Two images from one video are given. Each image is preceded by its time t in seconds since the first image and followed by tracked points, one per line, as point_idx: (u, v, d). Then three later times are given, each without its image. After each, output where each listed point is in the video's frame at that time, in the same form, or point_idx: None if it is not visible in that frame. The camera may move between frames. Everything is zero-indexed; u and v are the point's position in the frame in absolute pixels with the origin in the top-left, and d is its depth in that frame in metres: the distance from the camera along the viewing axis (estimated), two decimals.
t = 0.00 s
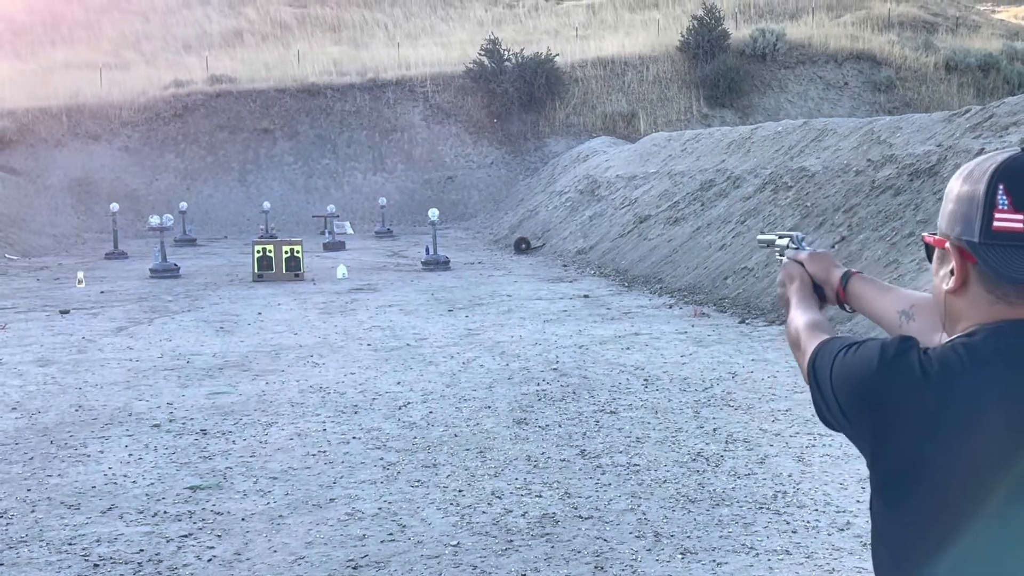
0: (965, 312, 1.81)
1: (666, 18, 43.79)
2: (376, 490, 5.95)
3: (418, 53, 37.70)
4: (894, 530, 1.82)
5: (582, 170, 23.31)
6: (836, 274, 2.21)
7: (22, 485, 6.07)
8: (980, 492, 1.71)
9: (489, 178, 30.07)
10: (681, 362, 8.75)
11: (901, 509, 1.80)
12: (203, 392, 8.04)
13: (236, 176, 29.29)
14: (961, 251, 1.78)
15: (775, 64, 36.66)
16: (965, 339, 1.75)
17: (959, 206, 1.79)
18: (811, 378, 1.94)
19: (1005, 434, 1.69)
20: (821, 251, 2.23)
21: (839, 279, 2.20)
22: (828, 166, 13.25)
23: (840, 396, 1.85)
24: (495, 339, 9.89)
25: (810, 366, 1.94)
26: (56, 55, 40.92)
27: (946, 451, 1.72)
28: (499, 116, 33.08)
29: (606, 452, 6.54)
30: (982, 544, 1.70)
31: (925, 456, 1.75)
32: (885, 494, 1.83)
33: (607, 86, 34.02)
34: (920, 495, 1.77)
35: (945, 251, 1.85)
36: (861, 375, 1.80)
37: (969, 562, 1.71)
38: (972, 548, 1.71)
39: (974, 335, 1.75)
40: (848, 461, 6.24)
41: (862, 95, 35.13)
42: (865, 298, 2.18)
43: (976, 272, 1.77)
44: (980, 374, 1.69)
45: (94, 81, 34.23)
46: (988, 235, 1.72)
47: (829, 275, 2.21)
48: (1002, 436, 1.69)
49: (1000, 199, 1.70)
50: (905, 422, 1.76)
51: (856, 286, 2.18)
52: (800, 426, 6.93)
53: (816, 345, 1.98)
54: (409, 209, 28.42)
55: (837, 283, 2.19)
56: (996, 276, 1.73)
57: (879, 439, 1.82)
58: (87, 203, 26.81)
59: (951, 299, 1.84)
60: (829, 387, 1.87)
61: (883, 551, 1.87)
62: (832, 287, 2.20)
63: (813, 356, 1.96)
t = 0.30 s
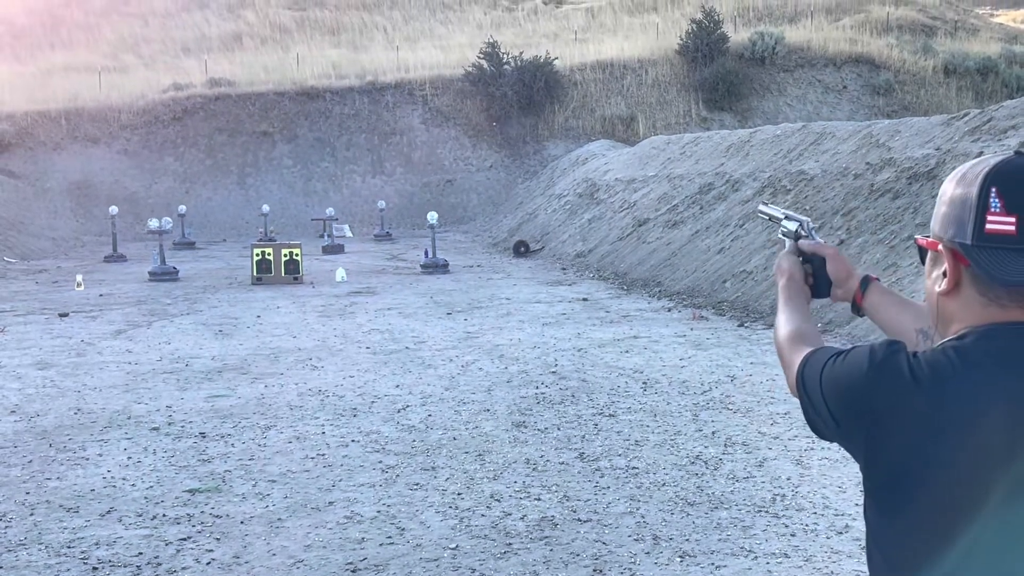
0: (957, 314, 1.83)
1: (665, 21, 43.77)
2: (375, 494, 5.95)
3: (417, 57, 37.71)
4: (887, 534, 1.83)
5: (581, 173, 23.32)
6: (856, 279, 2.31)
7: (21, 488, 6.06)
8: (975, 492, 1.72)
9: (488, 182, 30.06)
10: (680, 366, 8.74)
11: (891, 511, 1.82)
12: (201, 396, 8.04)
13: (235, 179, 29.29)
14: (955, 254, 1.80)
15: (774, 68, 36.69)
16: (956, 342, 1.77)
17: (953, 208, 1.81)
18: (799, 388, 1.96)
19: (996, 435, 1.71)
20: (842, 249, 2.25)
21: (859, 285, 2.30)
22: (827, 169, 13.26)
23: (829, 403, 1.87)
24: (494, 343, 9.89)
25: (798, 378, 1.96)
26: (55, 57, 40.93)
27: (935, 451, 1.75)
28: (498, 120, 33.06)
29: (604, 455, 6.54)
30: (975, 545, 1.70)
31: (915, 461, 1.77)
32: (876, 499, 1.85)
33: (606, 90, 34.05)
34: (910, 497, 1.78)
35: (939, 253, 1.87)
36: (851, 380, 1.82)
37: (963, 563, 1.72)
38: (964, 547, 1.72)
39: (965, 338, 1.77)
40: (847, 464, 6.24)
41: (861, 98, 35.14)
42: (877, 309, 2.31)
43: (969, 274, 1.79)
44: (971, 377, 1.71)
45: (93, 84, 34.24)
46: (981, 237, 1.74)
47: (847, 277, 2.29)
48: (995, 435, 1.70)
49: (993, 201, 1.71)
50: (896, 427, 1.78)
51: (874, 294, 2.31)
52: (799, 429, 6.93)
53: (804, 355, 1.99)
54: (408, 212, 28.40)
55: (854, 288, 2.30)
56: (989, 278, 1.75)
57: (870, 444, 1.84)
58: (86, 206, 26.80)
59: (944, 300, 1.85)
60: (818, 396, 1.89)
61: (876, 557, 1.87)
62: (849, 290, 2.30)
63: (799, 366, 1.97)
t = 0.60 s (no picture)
0: (960, 313, 1.85)
1: (664, 24, 43.77)
2: (375, 496, 5.94)
3: (416, 59, 37.74)
4: (882, 523, 1.88)
5: (580, 176, 23.34)
6: (857, 247, 2.25)
7: (20, 490, 6.07)
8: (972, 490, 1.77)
9: (487, 184, 30.08)
10: (679, 368, 8.74)
11: (888, 503, 1.87)
12: (201, 398, 8.05)
13: (235, 182, 29.29)
14: (959, 253, 1.82)
15: (773, 70, 36.58)
16: (959, 341, 1.81)
17: (958, 207, 1.82)
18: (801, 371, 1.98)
19: (996, 433, 1.75)
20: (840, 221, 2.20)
21: (860, 254, 2.24)
22: (825, 172, 13.26)
23: (833, 394, 1.89)
24: (493, 345, 9.88)
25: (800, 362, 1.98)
26: (54, 60, 40.94)
27: (936, 447, 1.79)
28: (496, 122, 33.07)
29: (603, 457, 6.54)
30: (969, 540, 1.76)
31: (914, 456, 1.81)
32: (874, 491, 1.90)
33: (604, 92, 34.09)
34: (908, 491, 1.83)
35: (942, 251, 1.89)
36: (856, 372, 1.85)
37: (955, 558, 1.78)
38: (959, 542, 1.77)
39: (968, 338, 1.80)
40: (846, 466, 6.25)
41: (860, 101, 35.16)
42: (878, 276, 2.27)
43: (974, 274, 1.81)
44: (972, 376, 1.75)
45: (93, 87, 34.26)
46: (988, 237, 1.75)
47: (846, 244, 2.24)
48: (996, 433, 1.75)
49: (999, 202, 1.73)
50: (899, 421, 1.81)
51: (875, 262, 2.26)
52: (799, 431, 6.94)
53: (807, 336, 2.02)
54: (406, 214, 28.40)
55: (855, 256, 2.24)
56: (993, 277, 1.77)
57: (870, 437, 1.87)
58: (86, 209, 26.81)
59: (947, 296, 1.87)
60: (821, 385, 1.91)
61: (872, 547, 1.93)
62: (849, 256, 2.25)
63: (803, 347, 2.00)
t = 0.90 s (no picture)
0: (965, 315, 1.87)
1: (664, 26, 43.79)
2: (376, 497, 5.95)
3: (416, 60, 37.76)
4: (888, 524, 1.91)
5: (579, 178, 23.35)
6: (838, 275, 2.34)
7: (21, 491, 6.07)
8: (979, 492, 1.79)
9: (486, 186, 30.10)
10: (679, 369, 8.74)
11: (896, 502, 1.89)
12: (201, 399, 8.05)
13: (235, 184, 29.30)
14: (962, 255, 1.84)
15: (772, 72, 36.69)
16: (965, 341, 1.82)
17: (960, 209, 1.84)
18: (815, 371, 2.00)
19: (1002, 434, 1.77)
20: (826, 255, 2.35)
21: (843, 280, 2.33)
22: (825, 174, 13.26)
23: (844, 394, 1.91)
24: (492, 346, 9.88)
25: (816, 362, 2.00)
26: (55, 61, 40.97)
27: (944, 447, 1.80)
28: (496, 123, 33.07)
29: (603, 458, 6.55)
30: (976, 540, 1.78)
31: (923, 456, 1.83)
32: (884, 490, 1.91)
33: (604, 94, 34.07)
34: (916, 491, 1.85)
35: (945, 254, 1.91)
36: (866, 372, 1.86)
37: (961, 557, 1.80)
38: (965, 542, 1.79)
39: (977, 338, 1.81)
40: (847, 468, 6.25)
41: (860, 103, 35.17)
42: (866, 301, 2.32)
43: (977, 275, 1.83)
44: (981, 376, 1.76)
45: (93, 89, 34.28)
46: (988, 238, 1.78)
47: (833, 277, 2.34)
48: (1003, 434, 1.77)
49: (1001, 202, 1.75)
50: (907, 423, 1.83)
51: (858, 286, 2.32)
52: (799, 433, 6.94)
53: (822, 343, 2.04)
54: (406, 216, 28.42)
55: (838, 285, 2.32)
56: (998, 278, 1.79)
57: (879, 438, 1.89)
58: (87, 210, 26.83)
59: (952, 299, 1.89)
60: (832, 386, 1.93)
61: (882, 546, 1.95)
62: (834, 287, 2.34)
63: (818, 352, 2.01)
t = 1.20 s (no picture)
0: (964, 320, 1.84)
1: (666, 24, 43.76)
2: (375, 501, 5.88)
3: (415, 59, 37.74)
4: (893, 538, 1.86)
5: (580, 178, 23.29)
6: (837, 298, 2.39)
7: (16, 495, 6.01)
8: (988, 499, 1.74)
9: (486, 186, 30.05)
10: (681, 372, 8.67)
11: (903, 511, 1.83)
12: (198, 401, 7.99)
13: (231, 183, 29.24)
14: (959, 259, 1.81)
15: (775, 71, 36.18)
16: (968, 344, 1.79)
17: (955, 213, 1.81)
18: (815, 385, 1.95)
19: (1007, 441, 1.73)
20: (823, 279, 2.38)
21: (843, 302, 2.37)
22: (829, 174, 13.19)
23: (845, 402, 1.86)
24: (492, 349, 9.81)
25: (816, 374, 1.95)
26: (53, 62, 40.91)
27: (945, 454, 1.76)
28: (496, 123, 32.99)
29: (605, 462, 6.47)
30: (980, 550, 1.73)
31: (928, 463, 1.78)
32: (887, 500, 1.86)
33: (605, 93, 34.02)
34: (921, 502, 1.80)
35: (940, 260, 1.88)
36: (866, 377, 1.82)
37: (968, 567, 1.75)
38: (972, 551, 1.74)
39: (978, 341, 1.78)
40: (852, 472, 6.16)
41: (863, 102, 35.15)
42: (868, 322, 2.37)
43: (974, 277, 1.80)
44: (983, 380, 1.73)
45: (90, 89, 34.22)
46: (985, 240, 1.75)
47: (833, 300, 2.38)
48: (1008, 441, 1.73)
49: (995, 204, 1.73)
50: (906, 424, 1.79)
51: (858, 307, 2.36)
52: (803, 435, 6.86)
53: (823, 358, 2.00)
54: (405, 216, 28.40)
55: (840, 307, 2.36)
56: (993, 279, 1.76)
57: (882, 445, 1.84)
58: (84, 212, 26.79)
59: (950, 307, 1.86)
60: (832, 394, 1.89)
61: (887, 557, 1.89)
62: (835, 310, 2.38)
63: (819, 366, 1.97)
